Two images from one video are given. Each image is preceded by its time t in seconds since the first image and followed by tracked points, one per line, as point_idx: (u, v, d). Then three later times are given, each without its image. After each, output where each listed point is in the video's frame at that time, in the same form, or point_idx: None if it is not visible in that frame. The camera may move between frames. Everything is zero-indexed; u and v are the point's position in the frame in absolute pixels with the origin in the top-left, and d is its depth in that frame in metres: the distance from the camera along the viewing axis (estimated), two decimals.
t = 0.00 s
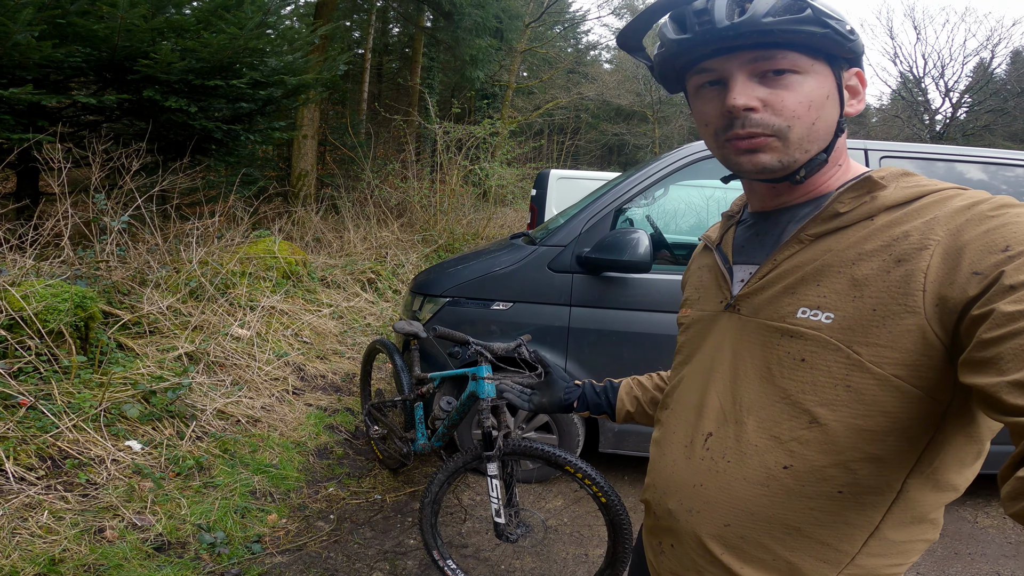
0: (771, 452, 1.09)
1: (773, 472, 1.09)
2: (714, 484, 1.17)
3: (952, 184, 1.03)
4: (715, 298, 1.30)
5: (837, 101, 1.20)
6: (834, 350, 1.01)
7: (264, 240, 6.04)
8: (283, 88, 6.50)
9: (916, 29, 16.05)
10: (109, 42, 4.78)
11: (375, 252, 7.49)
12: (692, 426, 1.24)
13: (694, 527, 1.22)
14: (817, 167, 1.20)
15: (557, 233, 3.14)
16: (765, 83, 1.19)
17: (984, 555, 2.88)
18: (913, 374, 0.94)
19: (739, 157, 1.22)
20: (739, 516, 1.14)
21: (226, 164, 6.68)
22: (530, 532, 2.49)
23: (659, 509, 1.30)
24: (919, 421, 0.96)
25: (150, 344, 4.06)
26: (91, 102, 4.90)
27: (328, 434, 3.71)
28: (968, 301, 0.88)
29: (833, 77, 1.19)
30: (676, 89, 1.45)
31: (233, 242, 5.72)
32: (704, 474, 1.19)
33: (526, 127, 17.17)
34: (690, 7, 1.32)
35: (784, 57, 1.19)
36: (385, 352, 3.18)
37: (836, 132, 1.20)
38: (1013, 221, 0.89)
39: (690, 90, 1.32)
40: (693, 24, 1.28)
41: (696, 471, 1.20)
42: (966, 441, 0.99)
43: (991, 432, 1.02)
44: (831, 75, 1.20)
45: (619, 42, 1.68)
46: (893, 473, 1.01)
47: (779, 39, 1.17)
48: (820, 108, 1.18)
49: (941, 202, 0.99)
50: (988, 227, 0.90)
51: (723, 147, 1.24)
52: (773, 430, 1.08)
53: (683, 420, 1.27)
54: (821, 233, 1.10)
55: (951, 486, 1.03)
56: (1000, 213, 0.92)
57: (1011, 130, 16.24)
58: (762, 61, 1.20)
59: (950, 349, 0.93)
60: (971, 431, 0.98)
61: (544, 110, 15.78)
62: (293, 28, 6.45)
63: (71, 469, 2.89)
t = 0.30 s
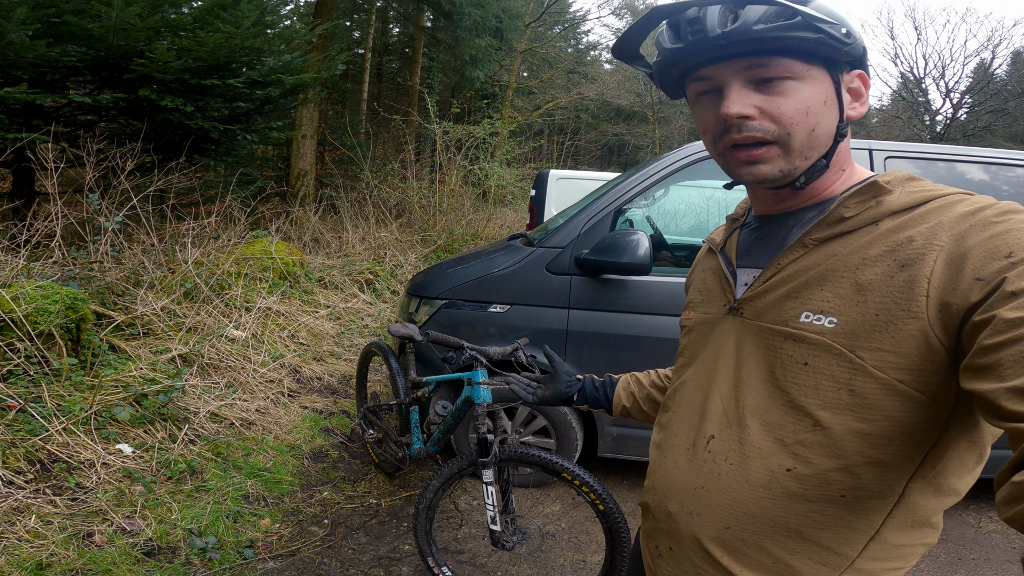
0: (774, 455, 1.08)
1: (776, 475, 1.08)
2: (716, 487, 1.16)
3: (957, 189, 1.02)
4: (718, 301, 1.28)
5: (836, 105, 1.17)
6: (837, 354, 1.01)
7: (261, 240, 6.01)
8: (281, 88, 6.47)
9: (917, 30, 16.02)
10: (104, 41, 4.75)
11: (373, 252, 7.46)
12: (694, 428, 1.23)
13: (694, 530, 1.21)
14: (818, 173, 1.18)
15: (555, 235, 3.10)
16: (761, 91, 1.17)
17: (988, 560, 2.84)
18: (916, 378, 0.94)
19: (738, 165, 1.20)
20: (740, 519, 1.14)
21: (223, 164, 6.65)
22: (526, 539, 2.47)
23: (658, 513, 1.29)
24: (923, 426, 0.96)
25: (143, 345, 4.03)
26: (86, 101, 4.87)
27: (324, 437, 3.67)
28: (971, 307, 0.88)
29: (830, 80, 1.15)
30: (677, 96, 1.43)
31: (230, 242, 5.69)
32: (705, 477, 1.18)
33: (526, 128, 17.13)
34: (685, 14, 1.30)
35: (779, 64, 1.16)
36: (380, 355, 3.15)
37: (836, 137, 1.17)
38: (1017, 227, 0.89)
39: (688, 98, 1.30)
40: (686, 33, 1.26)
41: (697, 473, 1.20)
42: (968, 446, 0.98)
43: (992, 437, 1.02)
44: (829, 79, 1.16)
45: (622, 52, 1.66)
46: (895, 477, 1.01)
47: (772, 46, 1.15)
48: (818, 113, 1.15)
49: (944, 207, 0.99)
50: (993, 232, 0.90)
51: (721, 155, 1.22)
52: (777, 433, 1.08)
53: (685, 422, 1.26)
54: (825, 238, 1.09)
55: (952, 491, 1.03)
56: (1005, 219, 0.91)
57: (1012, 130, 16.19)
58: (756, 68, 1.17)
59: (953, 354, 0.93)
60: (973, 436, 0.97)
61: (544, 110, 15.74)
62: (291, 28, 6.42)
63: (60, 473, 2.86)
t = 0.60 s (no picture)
0: (773, 447, 1.08)
1: (775, 467, 1.08)
2: (716, 480, 1.16)
3: (952, 185, 1.02)
4: (716, 296, 1.27)
5: (824, 106, 1.14)
6: (831, 348, 1.01)
7: (260, 239, 5.99)
8: (280, 86, 6.45)
9: (919, 30, 15.99)
10: (103, 39, 4.72)
11: (373, 252, 7.43)
12: (695, 422, 1.23)
13: (695, 523, 1.20)
14: (808, 174, 1.16)
15: (556, 234, 3.08)
16: (746, 94, 1.16)
17: (993, 562, 2.83)
18: (908, 372, 0.94)
19: (726, 169, 1.20)
20: (740, 512, 1.13)
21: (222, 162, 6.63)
22: (526, 541, 2.44)
23: (659, 506, 1.28)
24: (918, 419, 0.96)
25: (140, 345, 4.01)
26: (84, 99, 4.85)
27: (322, 437, 3.65)
28: (963, 302, 0.88)
29: (817, 82, 1.13)
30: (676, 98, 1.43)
31: (229, 241, 5.67)
32: (706, 470, 1.17)
33: (526, 127, 17.09)
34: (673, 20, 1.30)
35: (763, 68, 1.15)
36: (379, 355, 3.13)
37: (827, 138, 1.15)
38: (1009, 223, 0.89)
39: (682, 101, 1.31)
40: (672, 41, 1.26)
41: (697, 467, 1.19)
42: (968, 440, 0.97)
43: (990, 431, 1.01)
44: (816, 80, 1.14)
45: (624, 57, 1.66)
46: (892, 471, 1.00)
47: (754, 51, 1.14)
48: (804, 116, 1.13)
49: (938, 203, 0.99)
50: (985, 228, 0.90)
51: (711, 159, 1.22)
52: (775, 425, 1.08)
53: (685, 416, 1.26)
54: (821, 232, 1.09)
55: (951, 486, 1.02)
56: (996, 214, 0.91)
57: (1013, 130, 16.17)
58: (740, 72, 1.16)
59: (945, 348, 0.92)
60: (972, 430, 0.96)
61: (544, 109, 15.71)
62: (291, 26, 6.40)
63: (55, 473, 2.84)
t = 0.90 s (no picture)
0: (772, 444, 1.06)
1: (775, 464, 1.06)
2: (715, 477, 1.14)
3: (954, 183, 1.01)
4: (716, 292, 1.25)
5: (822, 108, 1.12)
6: (831, 344, 0.99)
7: (259, 239, 5.97)
8: (280, 85, 6.44)
9: (920, 31, 15.98)
10: (102, 37, 4.71)
11: (373, 251, 7.42)
12: (694, 418, 1.21)
13: (695, 521, 1.18)
14: (805, 176, 1.14)
15: (556, 233, 3.06)
16: (743, 94, 1.15)
17: (995, 565, 2.81)
18: (909, 367, 0.92)
19: (723, 169, 1.18)
20: (739, 509, 1.11)
21: (222, 161, 6.61)
22: (525, 544, 2.42)
23: (659, 503, 1.27)
24: (919, 416, 0.94)
25: (137, 344, 3.99)
26: (83, 98, 4.83)
27: (319, 438, 3.63)
28: (965, 298, 0.86)
29: (814, 84, 1.11)
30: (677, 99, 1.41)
31: (228, 240, 5.66)
32: (705, 467, 1.15)
33: (527, 127, 17.07)
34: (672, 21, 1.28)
35: (760, 69, 1.13)
36: (377, 355, 3.10)
37: (825, 140, 1.13)
38: (1013, 219, 0.87)
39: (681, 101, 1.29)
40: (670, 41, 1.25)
41: (696, 463, 1.17)
42: (969, 437, 0.96)
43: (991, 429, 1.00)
44: (814, 82, 1.12)
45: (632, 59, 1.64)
46: (892, 467, 0.98)
47: (749, 51, 1.12)
48: (801, 117, 1.11)
49: (940, 200, 0.97)
50: (987, 224, 0.88)
51: (708, 159, 1.21)
52: (775, 422, 1.06)
53: (684, 413, 1.24)
54: (822, 228, 1.07)
55: (952, 483, 1.00)
56: (999, 211, 0.89)
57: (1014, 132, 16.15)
58: (736, 73, 1.15)
59: (947, 345, 0.90)
60: (974, 427, 0.95)
61: (545, 110, 15.69)
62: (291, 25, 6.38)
63: (49, 474, 2.82)
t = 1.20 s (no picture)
0: (771, 452, 1.05)
1: (773, 472, 1.05)
2: (713, 484, 1.13)
3: (958, 192, 0.99)
4: (716, 299, 1.24)
5: (826, 115, 1.11)
6: (832, 353, 0.98)
7: (257, 239, 5.96)
8: (278, 86, 6.43)
9: (919, 33, 15.99)
10: (100, 36, 4.70)
11: (371, 252, 7.41)
12: (693, 426, 1.19)
13: (692, 528, 1.17)
14: (808, 183, 1.13)
15: (555, 236, 3.05)
16: (747, 101, 1.14)
17: (993, 569, 2.80)
18: (911, 377, 0.91)
19: (727, 175, 1.18)
20: (737, 517, 1.10)
21: (220, 161, 6.60)
22: (521, 549, 2.42)
23: (657, 510, 1.25)
24: (920, 425, 0.93)
25: (133, 345, 3.98)
26: (80, 97, 4.81)
27: (316, 440, 3.62)
28: (968, 308, 0.85)
29: (818, 91, 1.10)
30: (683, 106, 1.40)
31: (225, 241, 5.64)
32: (704, 474, 1.14)
33: (526, 128, 17.05)
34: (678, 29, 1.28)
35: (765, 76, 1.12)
36: (374, 358, 3.09)
37: (828, 147, 1.12)
38: (1017, 229, 0.86)
39: (687, 107, 1.28)
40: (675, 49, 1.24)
41: (695, 471, 1.16)
42: (968, 446, 0.95)
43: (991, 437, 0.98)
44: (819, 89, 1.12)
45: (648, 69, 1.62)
46: (891, 475, 0.97)
47: (753, 58, 1.12)
48: (804, 124, 1.10)
49: (945, 209, 0.96)
50: (991, 234, 0.87)
51: (713, 166, 1.21)
52: (774, 430, 1.05)
53: (684, 420, 1.23)
54: (825, 236, 1.06)
55: (950, 492, 0.99)
56: (1003, 221, 0.88)
57: (1012, 133, 16.17)
58: (741, 80, 1.14)
59: (950, 355, 0.89)
60: (974, 437, 0.94)
61: (544, 110, 15.69)
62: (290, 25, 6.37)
63: (42, 476, 2.80)
